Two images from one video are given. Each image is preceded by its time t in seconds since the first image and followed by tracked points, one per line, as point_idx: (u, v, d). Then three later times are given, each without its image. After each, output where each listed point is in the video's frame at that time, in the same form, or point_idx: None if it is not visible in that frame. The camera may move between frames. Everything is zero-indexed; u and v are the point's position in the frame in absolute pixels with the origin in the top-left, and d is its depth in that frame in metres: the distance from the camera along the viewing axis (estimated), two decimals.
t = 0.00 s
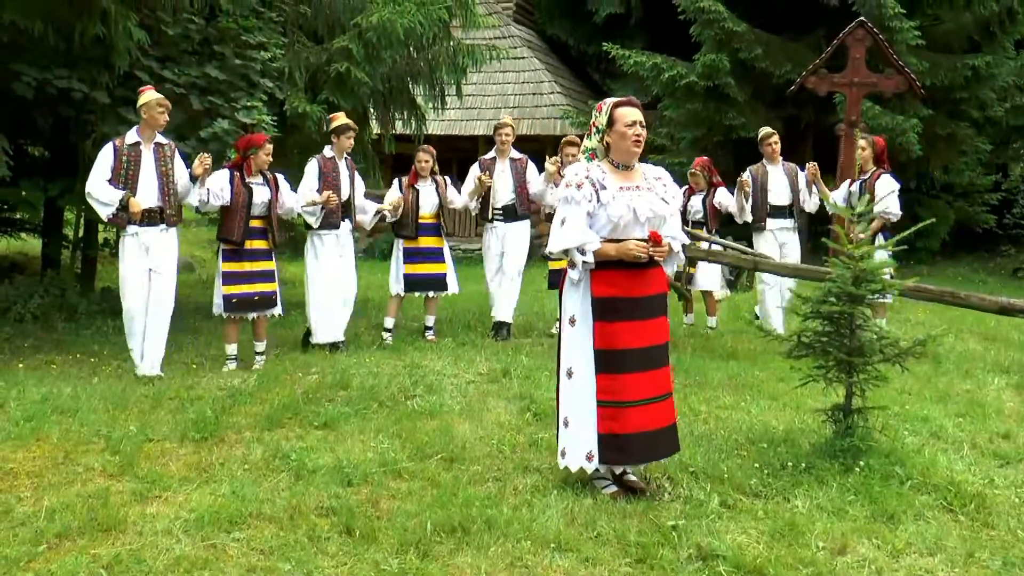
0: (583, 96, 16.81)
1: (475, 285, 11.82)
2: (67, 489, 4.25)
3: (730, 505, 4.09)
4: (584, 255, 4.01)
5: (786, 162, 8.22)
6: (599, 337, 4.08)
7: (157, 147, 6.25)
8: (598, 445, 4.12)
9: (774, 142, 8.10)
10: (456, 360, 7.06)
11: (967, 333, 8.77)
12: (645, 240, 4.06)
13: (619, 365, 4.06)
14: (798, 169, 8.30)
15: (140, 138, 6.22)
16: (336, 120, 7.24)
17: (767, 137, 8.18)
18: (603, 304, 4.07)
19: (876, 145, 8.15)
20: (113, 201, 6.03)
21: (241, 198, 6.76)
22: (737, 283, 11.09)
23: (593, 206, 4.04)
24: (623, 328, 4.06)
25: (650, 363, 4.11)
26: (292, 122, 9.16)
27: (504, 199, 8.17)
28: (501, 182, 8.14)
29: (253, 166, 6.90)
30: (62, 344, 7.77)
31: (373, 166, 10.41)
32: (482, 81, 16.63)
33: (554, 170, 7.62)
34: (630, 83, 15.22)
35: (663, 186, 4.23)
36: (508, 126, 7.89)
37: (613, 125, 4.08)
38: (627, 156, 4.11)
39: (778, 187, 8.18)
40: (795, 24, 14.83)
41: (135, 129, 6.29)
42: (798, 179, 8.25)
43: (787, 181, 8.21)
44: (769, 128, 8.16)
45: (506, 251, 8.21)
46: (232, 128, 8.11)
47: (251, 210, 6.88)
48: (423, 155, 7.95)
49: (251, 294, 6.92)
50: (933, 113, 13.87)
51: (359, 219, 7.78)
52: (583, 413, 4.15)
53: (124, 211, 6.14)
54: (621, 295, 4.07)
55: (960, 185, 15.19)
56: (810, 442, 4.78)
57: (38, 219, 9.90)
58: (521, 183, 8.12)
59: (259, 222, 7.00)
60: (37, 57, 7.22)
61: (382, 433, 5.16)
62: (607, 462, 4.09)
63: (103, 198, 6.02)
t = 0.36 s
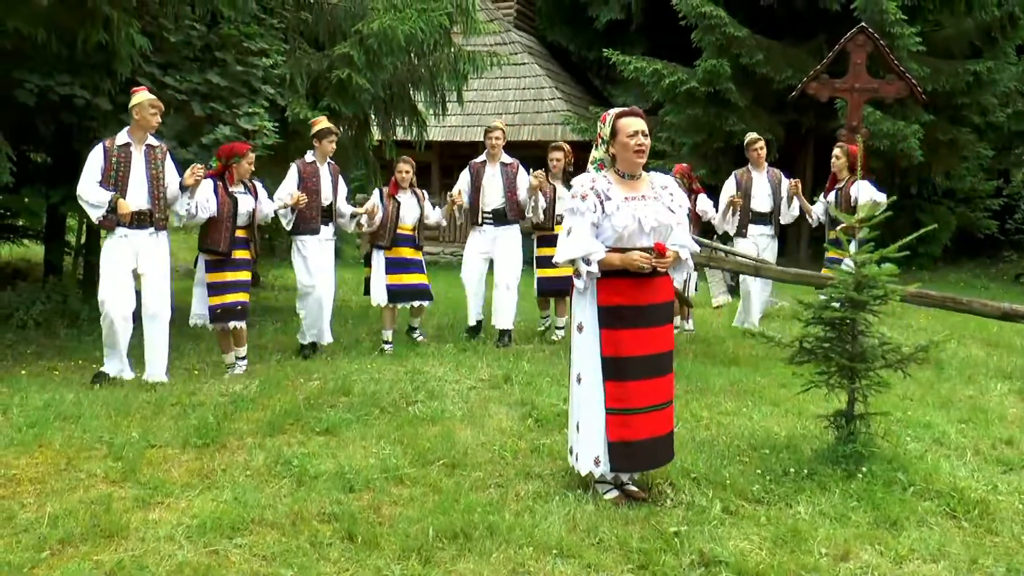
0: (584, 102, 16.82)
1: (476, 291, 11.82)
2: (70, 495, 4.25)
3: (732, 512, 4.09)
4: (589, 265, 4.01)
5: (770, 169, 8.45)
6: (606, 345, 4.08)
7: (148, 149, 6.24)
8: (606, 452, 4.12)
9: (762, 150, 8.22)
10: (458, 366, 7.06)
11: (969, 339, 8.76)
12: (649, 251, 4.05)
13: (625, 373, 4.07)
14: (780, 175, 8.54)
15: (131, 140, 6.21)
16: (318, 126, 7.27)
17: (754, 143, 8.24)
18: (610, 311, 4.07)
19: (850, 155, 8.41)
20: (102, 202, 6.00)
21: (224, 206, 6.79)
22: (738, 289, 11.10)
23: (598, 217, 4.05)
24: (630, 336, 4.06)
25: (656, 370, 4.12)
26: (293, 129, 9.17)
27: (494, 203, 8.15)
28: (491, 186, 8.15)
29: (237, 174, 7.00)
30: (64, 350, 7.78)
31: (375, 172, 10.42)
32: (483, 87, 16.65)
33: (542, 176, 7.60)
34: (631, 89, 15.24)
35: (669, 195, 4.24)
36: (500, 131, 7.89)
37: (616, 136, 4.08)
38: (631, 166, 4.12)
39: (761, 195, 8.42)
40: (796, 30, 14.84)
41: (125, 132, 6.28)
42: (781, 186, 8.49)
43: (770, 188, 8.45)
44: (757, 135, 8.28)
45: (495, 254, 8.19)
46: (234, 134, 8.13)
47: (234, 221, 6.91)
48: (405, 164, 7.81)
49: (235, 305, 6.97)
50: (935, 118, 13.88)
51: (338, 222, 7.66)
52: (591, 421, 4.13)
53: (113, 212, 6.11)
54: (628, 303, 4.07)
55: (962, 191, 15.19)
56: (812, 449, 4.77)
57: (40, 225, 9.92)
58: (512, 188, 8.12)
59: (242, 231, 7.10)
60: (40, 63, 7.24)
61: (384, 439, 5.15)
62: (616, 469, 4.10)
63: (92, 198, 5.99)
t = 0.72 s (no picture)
0: (592, 106, 16.81)
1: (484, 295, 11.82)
2: (80, 499, 4.27)
3: (741, 516, 4.08)
4: (601, 264, 4.03)
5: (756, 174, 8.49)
6: (614, 343, 4.08)
7: (127, 153, 6.17)
8: (611, 449, 4.11)
9: (747, 154, 8.30)
10: (466, 371, 7.07)
11: (979, 343, 8.72)
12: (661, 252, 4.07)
13: (633, 372, 4.06)
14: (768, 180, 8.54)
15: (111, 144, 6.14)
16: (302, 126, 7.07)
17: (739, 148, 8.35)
18: (619, 310, 4.08)
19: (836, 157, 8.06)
20: (79, 207, 5.95)
21: (211, 212, 6.71)
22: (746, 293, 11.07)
23: (611, 216, 4.06)
24: (639, 335, 4.06)
25: (664, 370, 4.11)
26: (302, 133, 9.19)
27: (476, 207, 8.11)
28: (474, 189, 8.10)
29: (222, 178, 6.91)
30: (73, 354, 7.81)
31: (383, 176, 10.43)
32: (491, 91, 16.67)
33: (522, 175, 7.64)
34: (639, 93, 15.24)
35: (681, 197, 4.25)
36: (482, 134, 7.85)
37: (630, 136, 4.09)
38: (644, 167, 4.13)
39: (743, 198, 8.47)
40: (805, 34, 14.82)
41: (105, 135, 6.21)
42: (766, 191, 8.48)
43: (753, 192, 8.47)
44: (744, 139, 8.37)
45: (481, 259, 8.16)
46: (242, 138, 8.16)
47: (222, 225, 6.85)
48: (394, 167, 7.87)
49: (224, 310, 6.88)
50: (944, 121, 13.86)
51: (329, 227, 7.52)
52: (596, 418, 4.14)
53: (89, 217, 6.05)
54: (638, 302, 4.07)
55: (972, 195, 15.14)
56: (821, 454, 4.76)
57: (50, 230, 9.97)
58: (494, 192, 8.07)
59: (230, 237, 7.01)
60: (50, 69, 7.29)
61: (393, 443, 5.16)
62: (618, 466, 4.10)
63: (69, 203, 5.94)
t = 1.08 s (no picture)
0: (603, 110, 16.81)
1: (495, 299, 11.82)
2: (94, 502, 4.28)
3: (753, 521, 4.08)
4: (609, 269, 4.03)
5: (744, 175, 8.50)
6: (625, 350, 4.08)
7: (119, 156, 6.18)
8: (623, 456, 4.12)
9: (734, 156, 8.30)
10: (478, 374, 7.07)
11: (992, 348, 8.68)
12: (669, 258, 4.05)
13: (643, 378, 4.07)
14: (758, 181, 8.54)
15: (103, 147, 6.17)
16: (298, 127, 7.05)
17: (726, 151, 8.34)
18: (629, 317, 4.08)
19: (826, 159, 8.06)
20: (70, 211, 5.96)
21: (200, 210, 6.60)
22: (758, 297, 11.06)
23: (620, 221, 4.05)
24: (649, 342, 4.07)
25: (674, 376, 4.12)
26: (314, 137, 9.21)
27: (472, 211, 8.09)
28: (469, 194, 8.09)
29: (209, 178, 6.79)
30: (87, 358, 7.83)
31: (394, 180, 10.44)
32: (502, 95, 16.68)
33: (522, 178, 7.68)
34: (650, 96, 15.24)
35: (691, 203, 4.25)
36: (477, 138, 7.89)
37: (642, 140, 4.09)
38: (655, 172, 4.12)
39: (731, 201, 8.47)
40: (817, 38, 14.81)
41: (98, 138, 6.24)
42: (755, 193, 8.48)
43: (741, 195, 8.46)
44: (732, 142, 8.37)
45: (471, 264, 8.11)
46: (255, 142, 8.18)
47: (212, 225, 6.72)
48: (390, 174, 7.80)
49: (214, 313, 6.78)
50: (957, 125, 13.81)
51: (332, 224, 7.49)
52: (609, 427, 4.15)
53: (81, 221, 6.06)
54: (646, 309, 4.08)
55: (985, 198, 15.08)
56: (833, 458, 4.75)
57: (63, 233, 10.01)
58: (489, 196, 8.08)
59: (219, 237, 6.86)
60: (64, 73, 7.33)
61: (404, 447, 5.17)
62: (632, 475, 4.11)
63: (59, 206, 5.94)
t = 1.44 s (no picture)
0: (621, 113, 16.79)
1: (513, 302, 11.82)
2: (115, 503, 4.31)
3: (772, 526, 4.06)
4: (620, 275, 4.02)
5: (743, 177, 8.37)
6: (637, 358, 4.07)
7: (124, 155, 6.23)
8: (633, 466, 4.10)
9: (733, 156, 8.19)
10: (495, 378, 7.08)
11: (1013, 353, 8.62)
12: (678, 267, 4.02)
13: (655, 387, 4.06)
14: (757, 183, 8.45)
15: (107, 145, 6.21)
16: (304, 127, 7.05)
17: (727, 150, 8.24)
18: (641, 324, 4.07)
19: (829, 164, 8.09)
20: (77, 208, 5.96)
21: (189, 215, 6.75)
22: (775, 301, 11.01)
23: (632, 226, 4.05)
24: (661, 350, 4.06)
25: (686, 386, 4.11)
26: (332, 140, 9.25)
27: (483, 214, 8.09)
28: (480, 197, 8.09)
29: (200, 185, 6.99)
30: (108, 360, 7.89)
31: (412, 183, 10.47)
32: (519, 99, 16.69)
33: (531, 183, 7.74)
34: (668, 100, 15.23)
35: (705, 210, 4.24)
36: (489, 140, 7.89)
37: (656, 146, 4.10)
38: (669, 178, 4.13)
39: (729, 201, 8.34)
40: (835, 41, 14.75)
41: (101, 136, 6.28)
42: (752, 194, 8.36)
43: (739, 196, 8.35)
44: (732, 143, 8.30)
45: (483, 265, 8.11)
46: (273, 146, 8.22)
47: (201, 231, 6.86)
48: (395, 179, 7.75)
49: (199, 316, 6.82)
50: (978, 127, 13.72)
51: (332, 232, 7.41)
52: (619, 435, 4.13)
53: (87, 220, 6.07)
54: (659, 316, 4.07)
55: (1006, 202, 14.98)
56: (853, 463, 4.73)
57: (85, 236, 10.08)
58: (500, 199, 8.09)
59: (209, 243, 6.98)
60: (85, 77, 7.39)
61: (422, 450, 5.18)
62: (642, 485, 4.09)
63: (65, 205, 5.95)
